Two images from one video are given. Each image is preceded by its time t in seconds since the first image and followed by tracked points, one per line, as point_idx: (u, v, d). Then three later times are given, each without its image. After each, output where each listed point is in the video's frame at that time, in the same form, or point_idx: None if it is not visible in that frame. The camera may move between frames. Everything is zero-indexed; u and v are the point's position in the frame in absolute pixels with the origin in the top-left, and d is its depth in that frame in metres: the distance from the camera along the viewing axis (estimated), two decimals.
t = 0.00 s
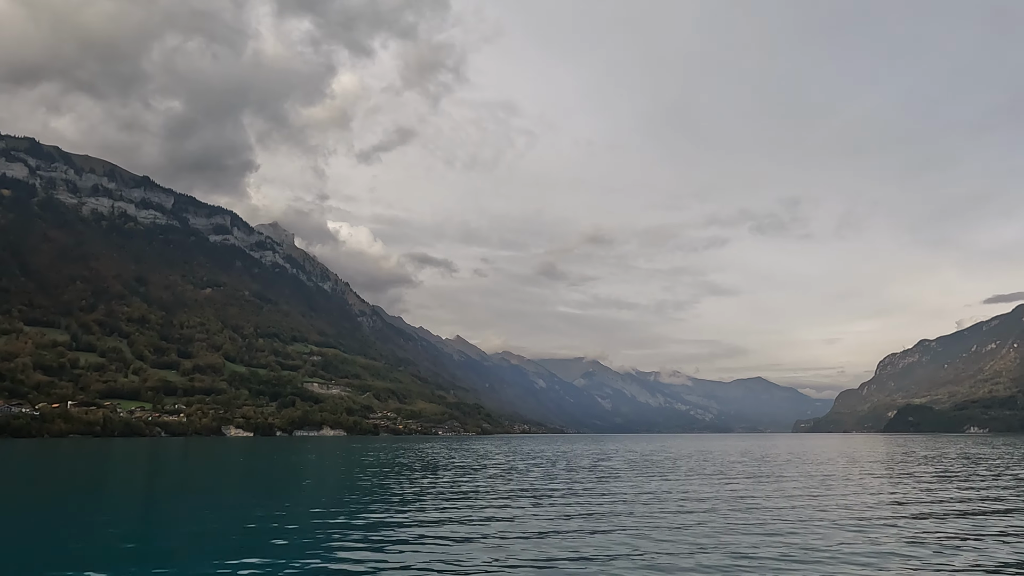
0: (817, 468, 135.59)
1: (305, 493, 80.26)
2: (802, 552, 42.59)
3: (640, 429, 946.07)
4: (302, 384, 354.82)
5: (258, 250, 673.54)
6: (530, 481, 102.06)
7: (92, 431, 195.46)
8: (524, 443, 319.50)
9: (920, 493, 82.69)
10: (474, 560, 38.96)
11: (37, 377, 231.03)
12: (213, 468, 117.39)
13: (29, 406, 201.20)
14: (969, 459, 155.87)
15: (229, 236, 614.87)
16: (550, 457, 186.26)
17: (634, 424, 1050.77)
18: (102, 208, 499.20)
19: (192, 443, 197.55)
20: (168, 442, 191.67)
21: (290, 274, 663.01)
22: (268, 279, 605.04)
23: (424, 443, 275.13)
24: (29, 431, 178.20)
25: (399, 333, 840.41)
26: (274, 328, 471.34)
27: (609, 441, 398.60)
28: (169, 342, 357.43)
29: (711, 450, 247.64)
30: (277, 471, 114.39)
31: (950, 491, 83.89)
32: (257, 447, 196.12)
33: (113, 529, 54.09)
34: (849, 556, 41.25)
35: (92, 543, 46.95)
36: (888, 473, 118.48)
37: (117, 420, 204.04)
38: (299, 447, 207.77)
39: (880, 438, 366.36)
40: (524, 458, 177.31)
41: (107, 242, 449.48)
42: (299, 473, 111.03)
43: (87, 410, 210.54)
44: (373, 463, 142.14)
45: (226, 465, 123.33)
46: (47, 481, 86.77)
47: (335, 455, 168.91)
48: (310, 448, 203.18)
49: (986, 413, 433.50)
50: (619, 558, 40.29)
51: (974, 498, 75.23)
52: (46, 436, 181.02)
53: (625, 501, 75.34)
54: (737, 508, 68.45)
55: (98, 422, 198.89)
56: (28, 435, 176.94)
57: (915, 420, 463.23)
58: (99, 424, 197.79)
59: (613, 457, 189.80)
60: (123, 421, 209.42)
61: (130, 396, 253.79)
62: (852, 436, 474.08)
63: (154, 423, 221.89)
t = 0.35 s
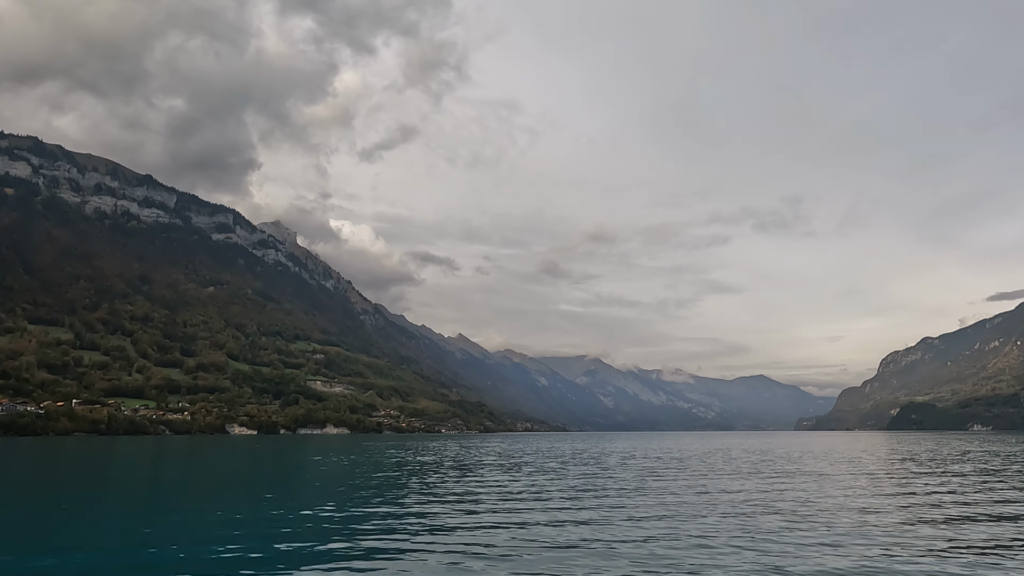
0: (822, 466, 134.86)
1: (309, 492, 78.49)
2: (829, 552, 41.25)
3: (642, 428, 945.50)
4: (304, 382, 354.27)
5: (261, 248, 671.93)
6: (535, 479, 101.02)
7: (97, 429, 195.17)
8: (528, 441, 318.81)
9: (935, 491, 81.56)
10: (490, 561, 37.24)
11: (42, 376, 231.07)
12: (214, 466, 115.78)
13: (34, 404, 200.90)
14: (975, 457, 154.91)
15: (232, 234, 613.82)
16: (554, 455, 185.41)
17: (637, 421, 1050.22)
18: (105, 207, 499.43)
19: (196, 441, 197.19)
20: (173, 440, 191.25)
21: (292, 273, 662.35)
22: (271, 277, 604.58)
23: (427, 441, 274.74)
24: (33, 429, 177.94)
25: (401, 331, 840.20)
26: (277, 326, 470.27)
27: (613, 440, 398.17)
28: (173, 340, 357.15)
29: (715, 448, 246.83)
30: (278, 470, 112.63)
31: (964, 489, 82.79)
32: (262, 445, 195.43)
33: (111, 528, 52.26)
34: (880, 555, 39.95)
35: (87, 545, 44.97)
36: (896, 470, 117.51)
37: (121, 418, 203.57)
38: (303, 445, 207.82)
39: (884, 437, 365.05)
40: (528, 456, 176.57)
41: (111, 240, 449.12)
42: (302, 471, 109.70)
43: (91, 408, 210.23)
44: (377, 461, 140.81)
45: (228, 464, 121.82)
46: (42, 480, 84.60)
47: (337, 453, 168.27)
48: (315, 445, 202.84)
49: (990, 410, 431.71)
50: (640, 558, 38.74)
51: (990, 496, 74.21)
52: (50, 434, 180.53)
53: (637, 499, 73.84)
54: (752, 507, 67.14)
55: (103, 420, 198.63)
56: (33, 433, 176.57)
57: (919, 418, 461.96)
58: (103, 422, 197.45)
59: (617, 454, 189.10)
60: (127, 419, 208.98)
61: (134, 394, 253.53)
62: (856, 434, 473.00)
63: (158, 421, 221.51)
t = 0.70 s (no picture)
0: (826, 464, 135.03)
1: (312, 491, 78.23)
2: (837, 552, 41.10)
3: (644, 425, 945.80)
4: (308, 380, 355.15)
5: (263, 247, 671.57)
6: (537, 478, 100.80)
7: (101, 427, 195.52)
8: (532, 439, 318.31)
9: (938, 489, 81.84)
10: (494, 561, 36.79)
11: (46, 374, 231.26)
12: (215, 464, 115.51)
13: (38, 403, 201.09)
14: (978, 455, 154.87)
15: (235, 232, 613.73)
16: (557, 453, 185.40)
17: (639, 419, 1050.21)
18: (108, 205, 499.76)
19: (200, 440, 197.37)
20: (177, 438, 191.33)
21: (295, 271, 662.04)
22: (273, 275, 604.73)
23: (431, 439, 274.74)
24: (38, 427, 178.23)
25: (404, 329, 840.42)
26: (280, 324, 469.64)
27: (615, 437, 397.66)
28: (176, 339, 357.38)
29: (717, 446, 246.79)
30: (277, 468, 112.25)
31: (965, 487, 83.09)
32: (266, 444, 195.40)
33: (110, 526, 51.78)
34: (889, 554, 39.81)
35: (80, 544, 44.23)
36: (897, 468, 117.94)
37: (126, 416, 203.81)
38: (306, 443, 208.08)
39: (885, 435, 365.50)
40: (531, 454, 176.55)
41: (113, 238, 449.33)
42: (303, 469, 109.26)
43: (96, 407, 210.26)
44: (379, 459, 140.66)
45: (229, 462, 121.42)
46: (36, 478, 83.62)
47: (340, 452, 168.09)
48: (318, 444, 202.81)
49: (993, 408, 431.00)
50: (645, 558, 38.53)
51: (993, 494, 74.33)
52: (55, 432, 180.87)
53: (637, 498, 73.87)
54: (753, 505, 67.34)
55: (107, 418, 198.88)
56: (38, 431, 176.67)
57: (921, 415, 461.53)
58: (108, 420, 197.75)
59: (620, 453, 188.99)
60: (132, 417, 209.17)
61: (138, 393, 253.84)
62: (858, 432, 472.69)
63: (162, 419, 221.68)
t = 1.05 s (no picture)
0: (831, 461, 134.78)
1: (315, 489, 77.44)
2: (874, 550, 39.64)
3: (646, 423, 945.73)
4: (310, 378, 354.91)
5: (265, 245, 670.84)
6: (542, 475, 100.36)
7: (106, 425, 195.60)
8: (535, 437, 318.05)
9: (952, 485, 80.76)
10: (523, 562, 35.03)
11: (50, 372, 231.31)
12: (216, 462, 114.93)
13: (43, 400, 200.98)
14: (981, 452, 154.53)
15: (236, 230, 613.13)
16: (560, 451, 184.91)
17: (641, 417, 1048.83)
18: (111, 203, 499.67)
19: (204, 437, 197.25)
20: (182, 436, 191.30)
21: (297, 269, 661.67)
22: (275, 274, 604.43)
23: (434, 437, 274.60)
24: (43, 425, 178.17)
25: (406, 328, 840.50)
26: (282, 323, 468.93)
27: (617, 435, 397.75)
28: (179, 337, 357.35)
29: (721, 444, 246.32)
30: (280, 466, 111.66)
31: (979, 482, 82.44)
32: (269, 441, 195.20)
33: (114, 527, 49.82)
34: (929, 553, 38.37)
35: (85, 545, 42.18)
36: (904, 465, 117.14)
37: (130, 414, 203.75)
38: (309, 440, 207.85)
39: (888, 432, 364.77)
40: (535, 452, 176.48)
41: (115, 236, 449.20)
42: (305, 467, 108.58)
43: (100, 405, 210.20)
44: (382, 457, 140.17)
45: (230, 459, 120.70)
46: (34, 478, 81.70)
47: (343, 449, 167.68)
48: (322, 442, 202.72)
49: (995, 405, 429.91)
50: (675, 558, 36.88)
51: (998, 489, 74.29)
52: (60, 430, 180.85)
53: (651, 495, 72.55)
54: (760, 500, 67.24)
55: (112, 416, 198.89)
56: (43, 429, 176.59)
57: (924, 413, 460.35)
58: (113, 418, 197.75)
59: (623, 451, 188.45)
60: (136, 415, 209.02)
61: (141, 390, 253.99)
62: (860, 430, 471.69)
63: (166, 417, 221.60)
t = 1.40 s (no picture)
0: (835, 460, 134.59)
1: (318, 488, 76.56)
2: (882, 548, 39.62)
3: (648, 422, 945.67)
4: (313, 376, 354.68)
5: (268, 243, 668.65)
6: (545, 474, 99.67)
7: (110, 424, 195.96)
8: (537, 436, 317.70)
9: (958, 483, 80.39)
10: (533, 562, 34.51)
11: (53, 370, 231.58)
12: (221, 461, 113.99)
13: (47, 399, 201.32)
14: (986, 450, 153.92)
15: (239, 229, 613.13)
16: (563, 450, 184.48)
17: (643, 416, 1048.42)
18: (113, 202, 499.59)
19: (207, 436, 197.30)
20: (185, 434, 191.47)
21: (299, 268, 660.98)
22: (278, 272, 603.80)
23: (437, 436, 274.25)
24: (47, 423, 178.40)
25: (407, 326, 840.27)
26: (285, 321, 467.97)
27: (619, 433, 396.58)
28: (182, 335, 357.50)
29: (723, 443, 246.08)
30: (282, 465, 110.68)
31: (984, 481, 82.26)
32: (273, 440, 195.25)
33: (118, 526, 49.38)
34: (939, 552, 38.26)
35: (88, 546, 41.69)
36: (908, 464, 116.92)
37: (134, 413, 203.84)
38: (310, 439, 207.65)
39: (892, 431, 363.80)
40: (539, 451, 175.81)
41: (118, 235, 449.06)
42: (307, 466, 107.50)
43: (104, 403, 210.33)
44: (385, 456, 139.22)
45: (233, 459, 119.52)
46: (32, 477, 80.59)
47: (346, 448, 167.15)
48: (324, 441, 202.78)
49: (998, 404, 428.73)
50: (685, 557, 36.35)
51: (1003, 487, 74.11)
52: (64, 428, 181.10)
53: (656, 495, 72.10)
54: (764, 498, 67.14)
55: (115, 414, 199.21)
56: (47, 427, 177.00)
57: (926, 412, 458.98)
58: (117, 416, 198.11)
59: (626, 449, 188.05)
60: (140, 414, 209.10)
61: (144, 389, 254.31)
62: (863, 429, 470.61)
63: (169, 416, 221.69)
